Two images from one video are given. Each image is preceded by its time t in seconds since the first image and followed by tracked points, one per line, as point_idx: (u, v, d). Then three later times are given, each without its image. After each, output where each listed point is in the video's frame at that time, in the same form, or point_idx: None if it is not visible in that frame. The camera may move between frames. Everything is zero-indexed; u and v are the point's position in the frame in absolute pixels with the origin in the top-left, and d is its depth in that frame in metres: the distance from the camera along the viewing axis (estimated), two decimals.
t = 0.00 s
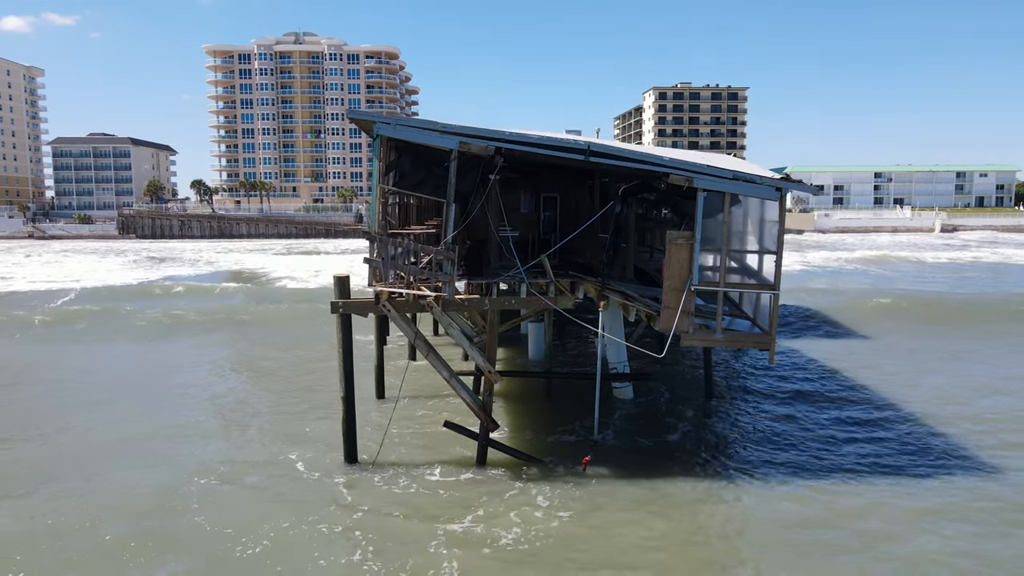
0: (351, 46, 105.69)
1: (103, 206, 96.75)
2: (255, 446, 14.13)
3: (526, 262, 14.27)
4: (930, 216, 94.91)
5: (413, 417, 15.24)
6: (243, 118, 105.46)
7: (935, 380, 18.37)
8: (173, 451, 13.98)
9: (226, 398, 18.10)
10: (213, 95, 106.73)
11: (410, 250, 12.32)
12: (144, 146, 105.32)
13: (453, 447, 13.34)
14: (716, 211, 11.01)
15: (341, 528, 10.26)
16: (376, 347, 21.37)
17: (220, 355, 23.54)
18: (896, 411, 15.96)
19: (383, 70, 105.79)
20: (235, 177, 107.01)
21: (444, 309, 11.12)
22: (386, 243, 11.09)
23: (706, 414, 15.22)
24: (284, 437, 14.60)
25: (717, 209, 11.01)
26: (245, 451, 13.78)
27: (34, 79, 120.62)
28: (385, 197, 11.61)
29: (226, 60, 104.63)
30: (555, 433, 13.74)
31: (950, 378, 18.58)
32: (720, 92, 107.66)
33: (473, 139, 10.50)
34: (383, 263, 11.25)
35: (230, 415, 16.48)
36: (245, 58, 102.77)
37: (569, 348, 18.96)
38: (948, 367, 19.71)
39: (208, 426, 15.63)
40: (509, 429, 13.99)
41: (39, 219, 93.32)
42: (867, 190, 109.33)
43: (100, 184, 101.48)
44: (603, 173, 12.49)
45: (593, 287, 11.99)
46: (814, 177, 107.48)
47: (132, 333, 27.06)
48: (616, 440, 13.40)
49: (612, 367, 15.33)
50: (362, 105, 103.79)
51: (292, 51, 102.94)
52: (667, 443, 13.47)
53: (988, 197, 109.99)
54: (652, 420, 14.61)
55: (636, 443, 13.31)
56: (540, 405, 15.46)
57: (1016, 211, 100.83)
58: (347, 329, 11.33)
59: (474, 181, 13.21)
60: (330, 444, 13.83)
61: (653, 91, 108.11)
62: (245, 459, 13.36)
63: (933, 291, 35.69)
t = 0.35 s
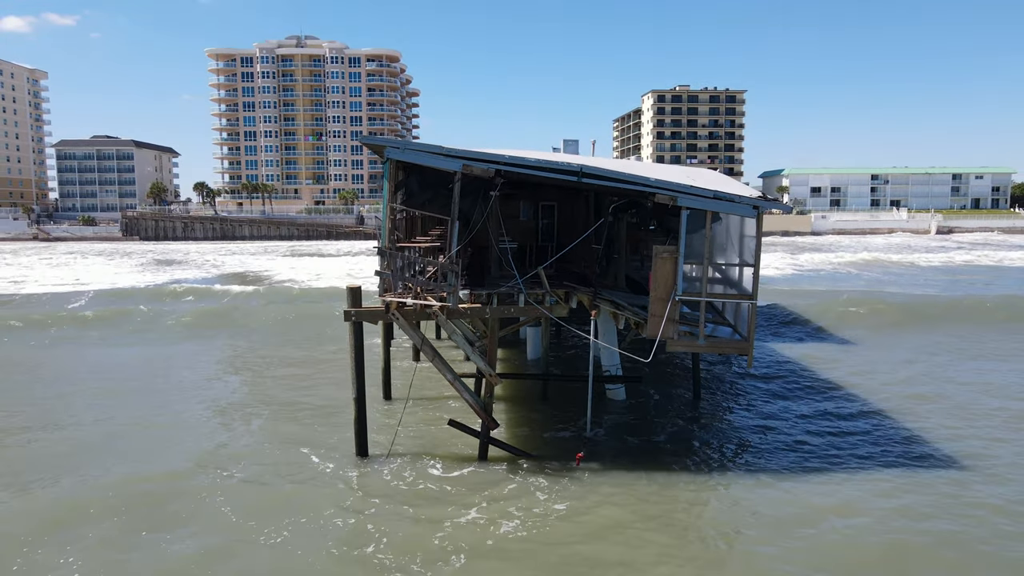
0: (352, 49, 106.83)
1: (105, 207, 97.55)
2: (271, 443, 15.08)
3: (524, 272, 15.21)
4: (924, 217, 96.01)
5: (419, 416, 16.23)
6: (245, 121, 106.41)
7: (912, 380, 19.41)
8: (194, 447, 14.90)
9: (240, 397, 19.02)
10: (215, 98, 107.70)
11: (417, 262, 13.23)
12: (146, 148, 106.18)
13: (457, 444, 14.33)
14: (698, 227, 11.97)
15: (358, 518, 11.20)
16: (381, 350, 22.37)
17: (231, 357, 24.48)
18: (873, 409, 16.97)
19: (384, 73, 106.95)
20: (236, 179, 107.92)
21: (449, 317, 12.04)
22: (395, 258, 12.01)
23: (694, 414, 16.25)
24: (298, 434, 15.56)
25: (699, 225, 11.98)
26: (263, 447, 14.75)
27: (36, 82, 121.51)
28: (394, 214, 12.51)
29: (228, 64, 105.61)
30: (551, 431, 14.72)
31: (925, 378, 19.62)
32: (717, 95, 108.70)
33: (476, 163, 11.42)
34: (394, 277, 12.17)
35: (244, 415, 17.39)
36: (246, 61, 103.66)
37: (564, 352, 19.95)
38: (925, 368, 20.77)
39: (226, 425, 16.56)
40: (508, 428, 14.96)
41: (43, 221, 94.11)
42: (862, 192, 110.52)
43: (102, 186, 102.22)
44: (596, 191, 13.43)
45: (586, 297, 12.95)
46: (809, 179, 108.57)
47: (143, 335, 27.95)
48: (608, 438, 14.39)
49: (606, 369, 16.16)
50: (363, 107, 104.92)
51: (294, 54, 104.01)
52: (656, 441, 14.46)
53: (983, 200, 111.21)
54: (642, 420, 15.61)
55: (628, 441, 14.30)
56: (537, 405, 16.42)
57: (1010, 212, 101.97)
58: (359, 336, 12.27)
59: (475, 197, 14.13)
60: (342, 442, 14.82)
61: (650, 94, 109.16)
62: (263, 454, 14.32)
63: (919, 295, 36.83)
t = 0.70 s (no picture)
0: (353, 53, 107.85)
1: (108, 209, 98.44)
2: (285, 440, 16.05)
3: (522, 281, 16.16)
4: (921, 220, 96.90)
5: (424, 416, 17.19)
6: (246, 124, 107.33)
7: (892, 381, 20.41)
8: (213, 445, 15.87)
9: (252, 397, 19.96)
10: (217, 101, 108.64)
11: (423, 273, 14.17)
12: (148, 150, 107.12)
13: (461, 441, 15.31)
14: (683, 241, 12.94)
15: (369, 509, 12.17)
16: (386, 353, 23.35)
17: (241, 358, 25.43)
18: (852, 409, 17.93)
19: (385, 77, 107.89)
20: (239, 182, 108.75)
21: (453, 324, 13.01)
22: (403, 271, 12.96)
23: (684, 413, 17.24)
24: (310, 433, 16.54)
25: (684, 239, 12.94)
26: (278, 445, 15.72)
27: (39, 84, 122.40)
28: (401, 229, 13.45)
29: (231, 67, 106.57)
30: (548, 430, 15.70)
31: (906, 379, 20.60)
32: (716, 98, 109.61)
33: (478, 182, 12.36)
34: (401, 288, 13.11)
35: (257, 414, 18.33)
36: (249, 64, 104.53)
37: (561, 356, 20.92)
38: (906, 369, 21.72)
39: (241, 424, 17.51)
40: (508, 427, 15.93)
41: (48, 224, 95.05)
42: (859, 194, 111.52)
43: (105, 189, 103.11)
44: (589, 207, 14.39)
45: (580, 305, 13.93)
46: (807, 182, 109.47)
47: (154, 338, 28.89)
48: (602, 436, 15.36)
49: (601, 371, 17.14)
50: (364, 110, 105.88)
51: (296, 57, 105.02)
52: (647, 438, 15.44)
53: (978, 202, 112.23)
54: (634, 418, 16.60)
55: (620, 439, 15.28)
56: (535, 405, 17.39)
57: (1006, 214, 102.83)
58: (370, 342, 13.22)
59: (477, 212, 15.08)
60: (352, 440, 15.79)
61: (649, 96, 110.21)
62: (278, 451, 15.28)
63: (907, 296, 37.85)
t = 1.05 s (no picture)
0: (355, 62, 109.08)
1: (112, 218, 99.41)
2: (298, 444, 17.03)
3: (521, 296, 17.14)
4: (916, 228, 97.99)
5: (429, 421, 18.17)
6: (249, 133, 108.52)
7: (874, 389, 21.41)
8: (229, 449, 16.83)
9: (264, 403, 20.92)
10: (220, 110, 109.85)
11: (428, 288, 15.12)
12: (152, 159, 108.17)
13: (463, 446, 16.28)
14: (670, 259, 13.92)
15: (379, 509, 13.13)
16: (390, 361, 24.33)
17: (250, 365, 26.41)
18: (834, 415, 18.92)
19: (386, 86, 109.16)
20: (242, 190, 109.92)
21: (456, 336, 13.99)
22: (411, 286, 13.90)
23: (674, 419, 18.22)
24: (321, 437, 17.52)
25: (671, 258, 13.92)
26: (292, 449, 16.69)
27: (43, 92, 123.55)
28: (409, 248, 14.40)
29: (234, 77, 107.90)
30: (545, 435, 16.68)
31: (888, 386, 21.59)
32: (713, 107, 110.77)
33: (481, 205, 13.32)
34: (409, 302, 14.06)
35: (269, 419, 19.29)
36: (252, 74, 105.83)
37: (558, 366, 21.92)
38: (888, 377, 22.72)
39: (255, 428, 18.48)
40: (508, 432, 16.91)
41: (52, 232, 96.02)
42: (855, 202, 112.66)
43: (109, 197, 104.14)
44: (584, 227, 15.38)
45: (574, 318, 14.92)
46: (804, 190, 110.69)
47: (165, 346, 29.83)
48: (596, 440, 16.35)
49: (596, 380, 18.15)
50: (366, 120, 107.12)
51: (298, 67, 106.25)
52: (638, 442, 16.43)
53: (973, 210, 113.39)
54: (627, 424, 17.59)
55: (613, 443, 16.27)
56: (533, 412, 18.38)
57: (1001, 222, 103.90)
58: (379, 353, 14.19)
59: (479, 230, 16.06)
60: (361, 444, 16.77)
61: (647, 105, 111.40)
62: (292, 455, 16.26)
63: (897, 305, 38.85)
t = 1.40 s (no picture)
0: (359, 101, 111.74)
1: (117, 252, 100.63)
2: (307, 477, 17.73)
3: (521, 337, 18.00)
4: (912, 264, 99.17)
5: (433, 456, 18.89)
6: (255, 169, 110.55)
7: (863, 424, 22.15)
8: (241, 481, 17.50)
9: (273, 437, 21.61)
10: (227, 147, 112.06)
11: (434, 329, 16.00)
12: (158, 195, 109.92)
13: (466, 480, 16.98)
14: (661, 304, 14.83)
15: (387, 538, 13.81)
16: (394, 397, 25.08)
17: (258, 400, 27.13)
18: (824, 450, 19.60)
19: (390, 124, 111.62)
20: (245, 226, 111.37)
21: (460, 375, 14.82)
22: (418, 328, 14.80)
23: (669, 454, 18.95)
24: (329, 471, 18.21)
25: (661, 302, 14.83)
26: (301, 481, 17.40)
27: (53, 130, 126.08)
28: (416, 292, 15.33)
29: (240, 115, 110.31)
30: (544, 470, 17.38)
31: (878, 422, 22.28)
32: (710, 145, 113.02)
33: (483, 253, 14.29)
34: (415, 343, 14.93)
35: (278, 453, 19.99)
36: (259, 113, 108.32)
37: (558, 403, 22.67)
38: (877, 413, 23.46)
39: (265, 461, 19.17)
40: (508, 467, 17.61)
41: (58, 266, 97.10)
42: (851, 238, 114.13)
43: (115, 232, 105.54)
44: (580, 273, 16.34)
45: (571, 358, 15.77)
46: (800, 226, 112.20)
47: (173, 380, 30.56)
48: (593, 475, 17.06)
49: (593, 416, 18.92)
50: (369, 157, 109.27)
51: (304, 106, 108.81)
52: (634, 476, 17.14)
53: (968, 245, 114.81)
54: (623, 459, 18.31)
55: (609, 477, 16.97)
56: (533, 448, 19.09)
57: (997, 258, 105.22)
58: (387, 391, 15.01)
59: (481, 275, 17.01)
60: (368, 478, 17.47)
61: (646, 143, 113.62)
62: (302, 488, 16.96)
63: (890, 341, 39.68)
